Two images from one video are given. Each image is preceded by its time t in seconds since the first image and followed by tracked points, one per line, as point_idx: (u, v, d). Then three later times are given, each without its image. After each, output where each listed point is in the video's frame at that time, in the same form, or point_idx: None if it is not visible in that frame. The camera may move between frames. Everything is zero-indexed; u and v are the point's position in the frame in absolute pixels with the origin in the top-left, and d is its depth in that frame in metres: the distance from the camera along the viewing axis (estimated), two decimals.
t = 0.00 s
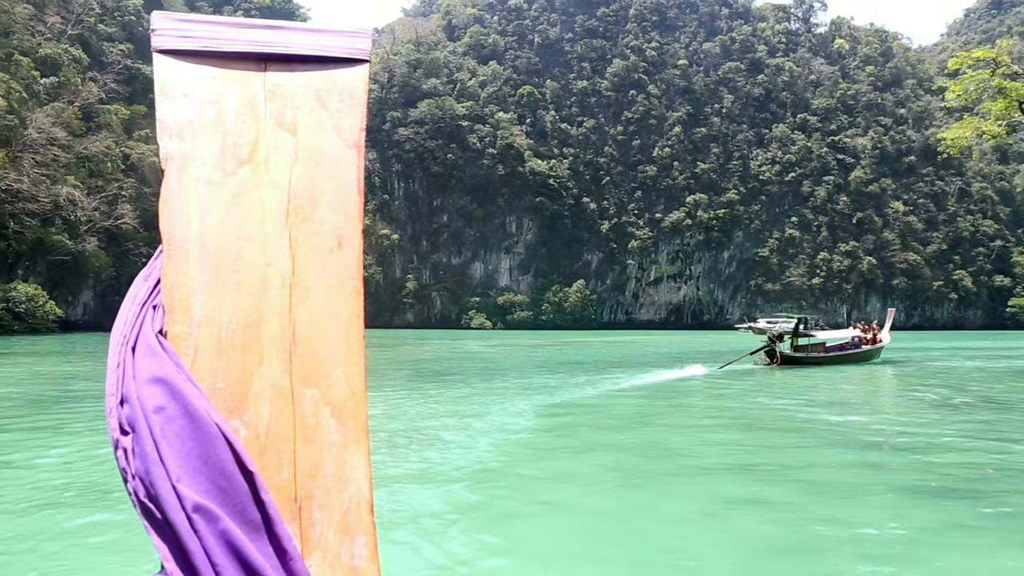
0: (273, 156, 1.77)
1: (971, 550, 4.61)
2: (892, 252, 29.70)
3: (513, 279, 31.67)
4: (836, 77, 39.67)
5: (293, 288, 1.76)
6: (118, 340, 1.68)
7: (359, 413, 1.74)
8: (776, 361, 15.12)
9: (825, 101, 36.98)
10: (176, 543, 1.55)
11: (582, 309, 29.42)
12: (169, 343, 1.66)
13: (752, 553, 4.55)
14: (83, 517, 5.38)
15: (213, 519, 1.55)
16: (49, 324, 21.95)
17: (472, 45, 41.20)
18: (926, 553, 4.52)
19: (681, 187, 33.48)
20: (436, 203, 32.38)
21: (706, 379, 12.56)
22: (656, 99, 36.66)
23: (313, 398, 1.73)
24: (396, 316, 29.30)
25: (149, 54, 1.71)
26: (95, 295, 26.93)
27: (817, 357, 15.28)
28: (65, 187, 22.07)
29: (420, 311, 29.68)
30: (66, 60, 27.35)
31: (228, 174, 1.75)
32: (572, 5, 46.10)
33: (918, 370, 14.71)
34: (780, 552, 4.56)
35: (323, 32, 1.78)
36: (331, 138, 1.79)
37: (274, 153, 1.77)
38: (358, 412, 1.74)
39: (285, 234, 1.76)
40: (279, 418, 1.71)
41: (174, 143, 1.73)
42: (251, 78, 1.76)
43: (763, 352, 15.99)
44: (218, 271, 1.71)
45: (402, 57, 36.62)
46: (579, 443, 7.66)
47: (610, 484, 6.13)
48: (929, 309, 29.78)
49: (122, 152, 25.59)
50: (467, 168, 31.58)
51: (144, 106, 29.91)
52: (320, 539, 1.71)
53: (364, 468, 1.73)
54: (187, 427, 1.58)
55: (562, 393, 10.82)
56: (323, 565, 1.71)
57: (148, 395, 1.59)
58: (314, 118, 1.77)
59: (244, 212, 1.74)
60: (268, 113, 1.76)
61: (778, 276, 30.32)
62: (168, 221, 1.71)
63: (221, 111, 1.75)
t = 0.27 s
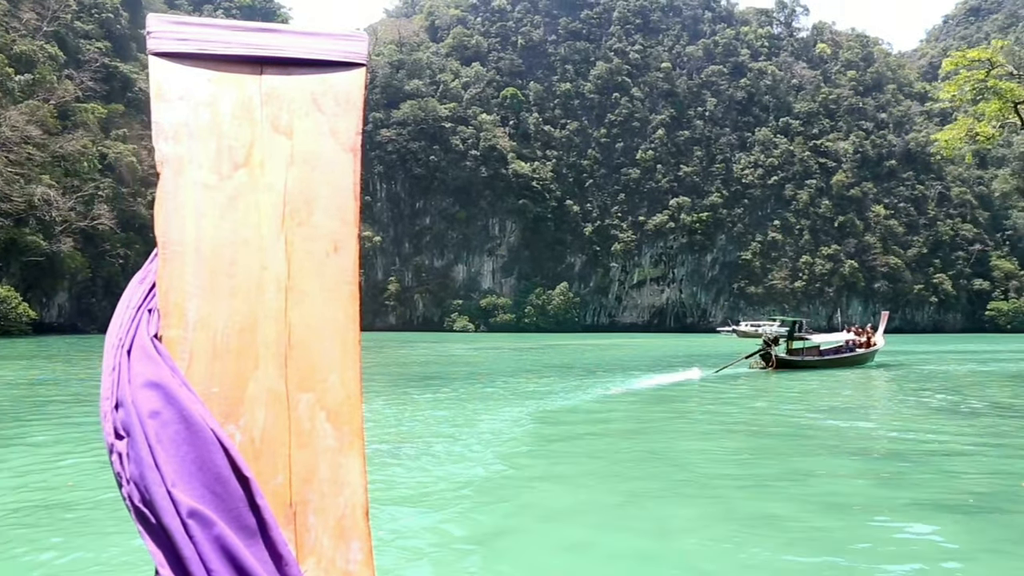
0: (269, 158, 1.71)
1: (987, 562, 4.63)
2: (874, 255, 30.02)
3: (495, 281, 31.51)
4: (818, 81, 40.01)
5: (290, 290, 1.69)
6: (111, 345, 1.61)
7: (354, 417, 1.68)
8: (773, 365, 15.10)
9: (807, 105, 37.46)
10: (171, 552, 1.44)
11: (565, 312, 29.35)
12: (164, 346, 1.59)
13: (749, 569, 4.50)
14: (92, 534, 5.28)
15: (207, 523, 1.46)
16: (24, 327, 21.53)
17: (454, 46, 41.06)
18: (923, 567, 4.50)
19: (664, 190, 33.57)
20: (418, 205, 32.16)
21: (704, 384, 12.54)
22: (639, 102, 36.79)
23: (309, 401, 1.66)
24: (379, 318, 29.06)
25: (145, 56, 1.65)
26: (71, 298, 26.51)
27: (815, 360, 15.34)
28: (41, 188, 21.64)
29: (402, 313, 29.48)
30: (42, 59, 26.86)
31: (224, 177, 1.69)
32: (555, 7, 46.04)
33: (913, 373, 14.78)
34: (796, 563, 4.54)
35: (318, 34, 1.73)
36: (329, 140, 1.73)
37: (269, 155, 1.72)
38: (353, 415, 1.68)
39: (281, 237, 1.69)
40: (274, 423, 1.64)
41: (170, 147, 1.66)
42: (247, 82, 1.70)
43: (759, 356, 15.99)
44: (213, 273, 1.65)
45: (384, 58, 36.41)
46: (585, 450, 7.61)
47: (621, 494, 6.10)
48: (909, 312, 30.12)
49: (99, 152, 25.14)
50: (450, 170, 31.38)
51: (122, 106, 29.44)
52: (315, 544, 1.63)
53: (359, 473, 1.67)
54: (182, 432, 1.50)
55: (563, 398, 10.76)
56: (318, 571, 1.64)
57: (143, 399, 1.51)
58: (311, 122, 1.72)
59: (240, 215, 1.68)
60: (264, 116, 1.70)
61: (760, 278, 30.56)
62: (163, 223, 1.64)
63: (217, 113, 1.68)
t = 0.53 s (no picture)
0: (265, 165, 1.65)
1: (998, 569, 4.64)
2: (853, 259, 30.44)
3: (476, 284, 31.34)
4: (797, 86, 40.41)
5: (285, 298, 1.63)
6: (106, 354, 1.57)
7: (346, 425, 1.61)
8: (767, 368, 15.13)
9: (786, 109, 37.93)
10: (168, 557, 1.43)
11: (546, 315, 29.33)
12: (157, 355, 1.54)
13: None
14: (92, 546, 5.14)
15: (201, 531, 1.43)
16: None
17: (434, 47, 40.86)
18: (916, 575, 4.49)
19: (645, 193, 33.69)
20: (398, 207, 31.86)
21: (698, 389, 12.52)
22: (620, 105, 36.97)
23: (301, 410, 1.59)
24: (358, 321, 28.81)
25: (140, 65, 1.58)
26: (42, 300, 25.92)
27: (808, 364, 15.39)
28: (11, 187, 21.09)
29: (382, 316, 29.23)
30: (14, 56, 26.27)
31: (218, 186, 1.63)
32: (535, 8, 45.99)
33: (904, 377, 14.87)
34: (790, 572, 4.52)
35: (311, 43, 1.66)
36: (324, 147, 1.66)
37: (265, 163, 1.65)
38: (346, 423, 1.60)
39: (275, 245, 1.63)
40: (267, 431, 1.57)
41: (165, 155, 1.60)
42: (241, 91, 1.63)
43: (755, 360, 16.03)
44: (208, 281, 1.59)
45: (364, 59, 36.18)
46: (587, 457, 7.55)
47: (626, 503, 6.05)
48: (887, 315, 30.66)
49: (71, 151, 24.59)
50: (430, 172, 31.08)
51: (96, 104, 28.78)
52: (306, 550, 1.56)
53: (350, 481, 1.59)
54: (176, 439, 1.46)
55: (560, 404, 10.68)
56: None
57: (137, 407, 1.47)
58: (304, 130, 1.65)
59: (235, 223, 1.62)
60: (259, 125, 1.63)
61: (740, 281, 30.72)
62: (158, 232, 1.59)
63: (212, 122, 1.63)
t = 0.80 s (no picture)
0: (257, 172, 1.60)
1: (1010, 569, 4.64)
2: (833, 261, 30.91)
3: (457, 286, 31.14)
4: (777, 88, 40.81)
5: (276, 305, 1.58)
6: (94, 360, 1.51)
7: (338, 430, 1.55)
8: (764, 370, 15.14)
9: (767, 112, 38.27)
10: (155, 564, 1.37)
11: (527, 318, 29.35)
12: (149, 359, 1.49)
13: None
14: (84, 554, 5.00)
15: (190, 535, 1.37)
16: None
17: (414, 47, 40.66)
18: None
19: (627, 196, 33.79)
20: (378, 208, 31.54)
21: (690, 391, 12.49)
22: (602, 107, 37.15)
23: (292, 414, 1.54)
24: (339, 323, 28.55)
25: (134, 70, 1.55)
26: (15, 303, 25.40)
27: (803, 366, 15.39)
28: None
29: (363, 319, 28.99)
30: None
31: (209, 194, 1.57)
32: (517, 10, 45.93)
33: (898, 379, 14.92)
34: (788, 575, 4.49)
35: (302, 49, 1.61)
36: (313, 154, 1.61)
37: (256, 169, 1.60)
38: (338, 427, 1.55)
39: (268, 252, 1.57)
40: (257, 435, 1.52)
41: (158, 161, 1.55)
42: (234, 99, 1.58)
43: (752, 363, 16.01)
44: (200, 286, 1.54)
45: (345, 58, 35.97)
46: (591, 461, 7.48)
47: (634, 506, 6.00)
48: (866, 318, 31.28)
49: (46, 150, 24.11)
50: (411, 173, 30.76)
51: (71, 102, 28.22)
52: (297, 555, 1.51)
53: (340, 487, 1.55)
54: (165, 442, 1.41)
55: (559, 408, 10.60)
56: None
57: (129, 411, 1.42)
58: (297, 138, 1.60)
59: (227, 230, 1.57)
60: (251, 132, 1.58)
61: (722, 283, 30.87)
62: (150, 235, 1.53)
63: (206, 129, 1.57)
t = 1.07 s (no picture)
0: (250, 170, 1.62)
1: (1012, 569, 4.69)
2: (817, 261, 31.05)
3: (442, 287, 30.97)
4: (761, 89, 41.02)
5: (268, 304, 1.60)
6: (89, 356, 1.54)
7: (330, 429, 1.58)
8: (763, 371, 15.19)
9: (751, 112, 38.50)
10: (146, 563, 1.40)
11: (512, 318, 29.29)
12: (140, 358, 1.52)
13: None
14: (77, 561, 4.96)
15: (181, 534, 1.40)
16: None
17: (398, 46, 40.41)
18: None
19: (611, 196, 33.79)
20: (362, 208, 31.34)
21: (680, 391, 12.54)
22: (587, 108, 37.14)
23: (284, 413, 1.57)
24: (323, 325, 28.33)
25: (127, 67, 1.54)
26: None
27: (801, 366, 15.44)
28: None
29: (347, 320, 28.75)
30: None
31: (202, 191, 1.59)
32: (501, 9, 45.82)
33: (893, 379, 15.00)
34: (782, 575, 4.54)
35: (300, 48, 1.61)
36: (307, 153, 1.63)
37: (249, 167, 1.62)
38: (329, 426, 1.58)
39: (260, 250, 1.60)
40: (248, 434, 1.55)
41: (150, 158, 1.57)
42: (228, 95, 1.59)
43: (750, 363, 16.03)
44: (192, 284, 1.57)
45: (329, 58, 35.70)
46: (593, 463, 7.47)
47: (638, 507, 6.01)
48: (850, 317, 31.46)
49: (24, 149, 23.67)
50: (395, 173, 30.54)
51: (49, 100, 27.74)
52: (288, 554, 1.54)
53: (334, 485, 1.57)
54: (158, 442, 1.44)
55: (558, 410, 10.58)
56: None
57: (119, 410, 1.45)
58: (290, 135, 1.62)
59: (220, 229, 1.59)
60: (244, 128, 1.60)
61: (707, 284, 30.98)
62: (142, 234, 1.56)
63: (198, 124, 1.59)
